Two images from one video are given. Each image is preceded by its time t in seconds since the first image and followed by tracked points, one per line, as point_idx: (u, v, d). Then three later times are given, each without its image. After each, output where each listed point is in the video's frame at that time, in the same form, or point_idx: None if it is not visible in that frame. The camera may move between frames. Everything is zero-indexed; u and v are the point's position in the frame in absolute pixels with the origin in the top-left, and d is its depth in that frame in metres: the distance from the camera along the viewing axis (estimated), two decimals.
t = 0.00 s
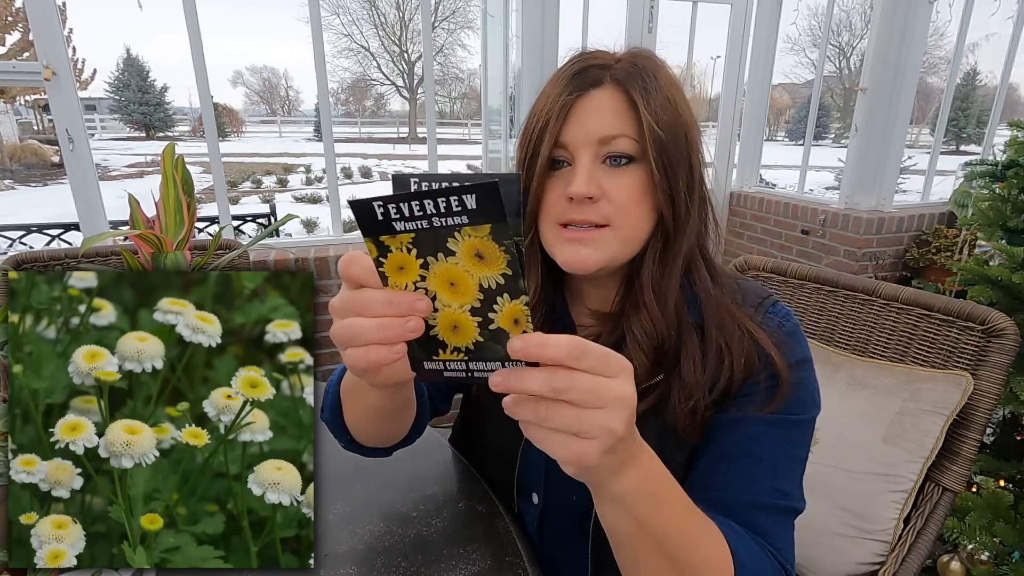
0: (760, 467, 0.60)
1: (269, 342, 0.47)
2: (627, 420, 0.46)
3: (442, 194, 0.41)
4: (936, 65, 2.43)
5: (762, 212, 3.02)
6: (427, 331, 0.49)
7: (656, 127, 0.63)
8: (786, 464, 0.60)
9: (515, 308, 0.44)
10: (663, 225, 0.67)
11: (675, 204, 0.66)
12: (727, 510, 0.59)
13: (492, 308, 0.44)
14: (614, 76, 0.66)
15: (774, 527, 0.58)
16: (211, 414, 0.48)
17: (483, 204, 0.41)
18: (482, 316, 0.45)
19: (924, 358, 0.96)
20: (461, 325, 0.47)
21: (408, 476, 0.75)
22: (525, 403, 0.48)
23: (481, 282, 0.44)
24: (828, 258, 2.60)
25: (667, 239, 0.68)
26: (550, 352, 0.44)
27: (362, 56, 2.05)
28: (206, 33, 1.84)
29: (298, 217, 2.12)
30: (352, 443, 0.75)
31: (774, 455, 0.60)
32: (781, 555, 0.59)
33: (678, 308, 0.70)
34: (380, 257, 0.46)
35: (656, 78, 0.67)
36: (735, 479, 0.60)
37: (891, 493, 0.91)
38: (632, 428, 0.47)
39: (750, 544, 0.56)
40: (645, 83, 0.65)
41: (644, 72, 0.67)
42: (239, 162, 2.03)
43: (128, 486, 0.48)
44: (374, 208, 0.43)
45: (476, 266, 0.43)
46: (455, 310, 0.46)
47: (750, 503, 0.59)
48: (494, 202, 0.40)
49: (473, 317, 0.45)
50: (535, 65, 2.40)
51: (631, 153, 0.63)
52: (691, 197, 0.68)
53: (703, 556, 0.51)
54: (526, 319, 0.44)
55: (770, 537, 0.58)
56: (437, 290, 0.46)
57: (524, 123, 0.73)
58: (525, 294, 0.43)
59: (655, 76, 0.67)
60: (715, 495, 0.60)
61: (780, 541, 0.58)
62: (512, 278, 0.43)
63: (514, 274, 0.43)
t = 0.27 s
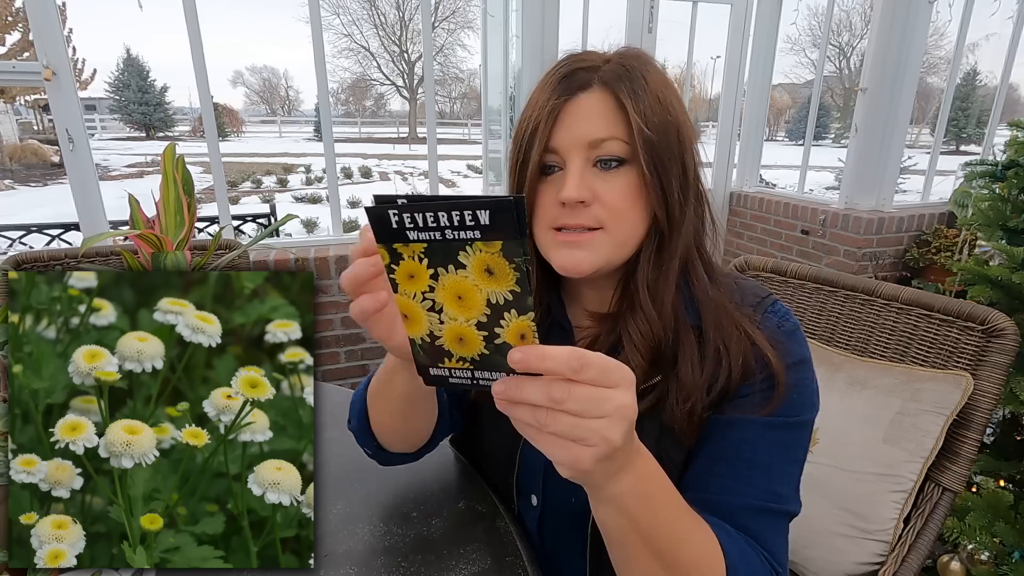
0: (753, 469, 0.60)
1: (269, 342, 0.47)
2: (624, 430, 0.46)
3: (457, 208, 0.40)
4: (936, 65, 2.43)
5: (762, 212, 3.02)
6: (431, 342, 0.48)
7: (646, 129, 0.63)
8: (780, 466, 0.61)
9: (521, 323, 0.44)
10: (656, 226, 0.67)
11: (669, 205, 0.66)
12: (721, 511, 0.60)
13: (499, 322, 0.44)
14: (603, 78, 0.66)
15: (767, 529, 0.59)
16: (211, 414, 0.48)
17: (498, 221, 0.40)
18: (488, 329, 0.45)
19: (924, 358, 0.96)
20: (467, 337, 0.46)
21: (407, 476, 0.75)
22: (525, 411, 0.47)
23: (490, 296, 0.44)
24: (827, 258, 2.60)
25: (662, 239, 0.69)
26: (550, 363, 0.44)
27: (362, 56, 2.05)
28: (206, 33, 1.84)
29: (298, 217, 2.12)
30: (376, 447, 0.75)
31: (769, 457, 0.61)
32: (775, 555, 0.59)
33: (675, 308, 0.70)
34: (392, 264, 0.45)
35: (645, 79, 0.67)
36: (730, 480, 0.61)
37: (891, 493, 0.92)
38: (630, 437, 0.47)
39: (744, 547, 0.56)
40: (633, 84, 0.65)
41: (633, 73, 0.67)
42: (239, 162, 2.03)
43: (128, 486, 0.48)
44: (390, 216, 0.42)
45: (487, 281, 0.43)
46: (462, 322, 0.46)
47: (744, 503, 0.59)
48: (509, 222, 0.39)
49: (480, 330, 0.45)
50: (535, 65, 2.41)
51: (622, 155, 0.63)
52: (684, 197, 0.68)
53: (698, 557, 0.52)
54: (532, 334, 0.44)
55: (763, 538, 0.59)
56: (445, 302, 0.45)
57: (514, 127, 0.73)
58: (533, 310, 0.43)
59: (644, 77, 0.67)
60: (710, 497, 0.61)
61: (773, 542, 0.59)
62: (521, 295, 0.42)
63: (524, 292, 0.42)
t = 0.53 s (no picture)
0: (745, 468, 0.61)
1: (269, 342, 0.47)
2: (622, 443, 0.46)
3: (460, 220, 0.39)
4: (936, 65, 2.43)
5: (762, 211, 3.02)
6: (429, 352, 0.47)
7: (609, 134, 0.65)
8: (772, 464, 0.61)
9: (520, 335, 0.43)
10: (629, 229, 0.69)
11: (638, 207, 0.68)
12: (716, 512, 0.60)
13: (498, 335, 0.44)
14: (561, 87, 0.67)
15: (761, 529, 0.60)
16: (211, 414, 0.48)
17: (499, 233, 0.39)
18: (487, 342, 0.44)
19: (925, 358, 0.96)
20: (465, 349, 0.46)
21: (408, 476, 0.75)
22: (524, 424, 0.47)
23: (489, 309, 0.43)
24: (827, 258, 2.60)
25: (637, 241, 0.70)
26: (549, 378, 0.44)
27: (362, 56, 2.04)
28: (206, 33, 1.84)
29: (298, 217, 2.12)
30: (401, 442, 0.71)
31: (760, 456, 0.61)
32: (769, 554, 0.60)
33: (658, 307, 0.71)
34: (391, 275, 0.44)
35: (603, 81, 0.68)
36: (723, 480, 0.61)
37: (891, 493, 0.92)
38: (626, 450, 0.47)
39: (740, 547, 0.57)
40: (592, 91, 0.66)
41: (590, 78, 0.68)
42: (239, 162, 2.03)
43: (128, 486, 0.48)
44: (390, 227, 0.41)
45: (486, 294, 0.42)
46: (460, 334, 0.45)
47: (736, 503, 0.60)
48: (511, 235, 0.39)
49: (479, 343, 0.44)
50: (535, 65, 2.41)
51: (588, 162, 0.65)
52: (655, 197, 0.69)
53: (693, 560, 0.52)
54: (531, 347, 0.44)
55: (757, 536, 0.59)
56: (444, 314, 0.44)
57: (485, 144, 0.76)
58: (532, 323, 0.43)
59: (604, 80, 0.68)
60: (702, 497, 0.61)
61: (767, 541, 0.60)
62: (520, 308, 0.42)
63: (524, 305, 0.42)
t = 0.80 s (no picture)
0: (730, 462, 0.61)
1: (269, 342, 0.47)
2: (604, 452, 0.46)
3: (477, 219, 0.41)
4: (936, 65, 2.43)
5: (762, 212, 3.02)
6: (420, 347, 0.47)
7: (580, 134, 0.65)
8: (758, 458, 0.62)
9: (516, 341, 0.44)
10: (610, 226, 0.69)
11: (617, 204, 0.67)
12: (700, 504, 0.61)
13: (495, 337, 0.44)
14: (529, 93, 0.67)
15: (744, 521, 0.61)
16: (211, 414, 0.48)
17: (514, 237, 0.40)
18: (481, 343, 0.45)
19: (924, 358, 0.96)
20: (458, 347, 0.46)
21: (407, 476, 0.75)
22: (509, 431, 0.47)
23: (490, 311, 0.43)
24: (828, 258, 2.60)
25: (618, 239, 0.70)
26: (543, 386, 0.44)
27: (362, 56, 2.05)
28: (206, 33, 1.84)
29: (298, 217, 2.12)
30: (393, 438, 0.71)
31: (745, 450, 0.62)
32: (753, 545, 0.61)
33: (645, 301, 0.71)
34: (397, 265, 0.45)
35: (568, 83, 0.68)
36: (708, 473, 0.62)
37: (891, 493, 0.92)
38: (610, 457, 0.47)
39: (724, 542, 0.57)
40: (559, 93, 0.66)
41: (555, 81, 0.68)
42: (239, 162, 2.03)
43: (128, 486, 0.48)
44: (406, 216, 0.42)
45: (490, 296, 0.43)
46: (456, 333, 0.45)
47: (720, 496, 0.61)
48: (525, 240, 0.40)
49: (473, 343, 0.45)
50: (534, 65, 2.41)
51: (563, 163, 0.65)
52: (633, 194, 0.69)
53: (676, 555, 0.52)
54: (525, 355, 0.44)
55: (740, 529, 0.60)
56: (443, 310, 0.45)
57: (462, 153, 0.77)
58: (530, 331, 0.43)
59: (569, 82, 0.68)
60: (687, 490, 0.62)
61: (750, 532, 0.61)
62: (521, 314, 0.43)
63: (526, 311, 0.42)
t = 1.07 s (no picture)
0: (728, 455, 0.62)
1: (269, 342, 0.47)
2: (574, 464, 0.46)
3: (520, 237, 0.44)
4: (936, 65, 2.43)
5: (762, 212, 3.02)
6: (411, 339, 0.47)
7: (557, 129, 0.67)
8: (757, 453, 0.62)
9: (513, 358, 0.46)
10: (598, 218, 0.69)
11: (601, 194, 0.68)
12: (698, 499, 0.61)
13: (496, 348, 0.46)
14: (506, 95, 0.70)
15: (742, 515, 0.61)
16: (211, 414, 0.48)
17: (550, 263, 0.44)
18: (477, 351, 0.46)
19: (924, 358, 0.96)
20: (451, 348, 0.47)
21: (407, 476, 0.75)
22: (479, 441, 0.46)
23: (498, 324, 0.46)
24: (827, 258, 2.61)
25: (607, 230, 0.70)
26: (528, 405, 0.44)
27: (362, 56, 2.05)
28: (206, 33, 1.84)
29: (298, 217, 2.12)
30: (392, 437, 0.72)
31: (744, 443, 0.62)
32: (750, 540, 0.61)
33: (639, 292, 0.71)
34: (419, 254, 0.45)
35: (541, 83, 0.70)
36: (706, 466, 0.62)
37: (891, 493, 0.92)
38: (583, 468, 0.47)
39: (717, 536, 0.57)
40: (533, 92, 0.69)
41: (529, 83, 0.71)
42: (239, 162, 2.03)
43: (128, 486, 0.48)
44: (449, 211, 0.44)
45: (506, 311, 0.45)
46: (455, 335, 0.46)
47: (718, 490, 0.61)
48: (559, 270, 0.44)
49: (470, 348, 0.46)
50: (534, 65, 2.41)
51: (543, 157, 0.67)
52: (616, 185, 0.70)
53: (666, 552, 0.52)
54: (517, 373, 0.46)
55: (738, 524, 0.61)
56: (452, 309, 0.46)
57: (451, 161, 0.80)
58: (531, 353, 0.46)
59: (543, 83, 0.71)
60: (683, 484, 0.62)
61: (748, 526, 0.61)
62: (529, 335, 0.46)
63: (536, 334, 0.46)
